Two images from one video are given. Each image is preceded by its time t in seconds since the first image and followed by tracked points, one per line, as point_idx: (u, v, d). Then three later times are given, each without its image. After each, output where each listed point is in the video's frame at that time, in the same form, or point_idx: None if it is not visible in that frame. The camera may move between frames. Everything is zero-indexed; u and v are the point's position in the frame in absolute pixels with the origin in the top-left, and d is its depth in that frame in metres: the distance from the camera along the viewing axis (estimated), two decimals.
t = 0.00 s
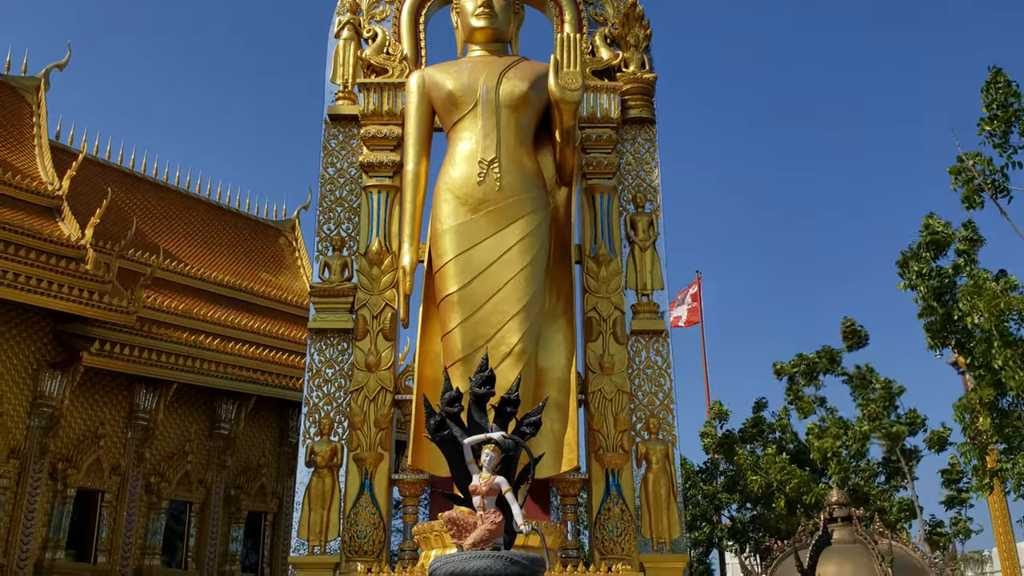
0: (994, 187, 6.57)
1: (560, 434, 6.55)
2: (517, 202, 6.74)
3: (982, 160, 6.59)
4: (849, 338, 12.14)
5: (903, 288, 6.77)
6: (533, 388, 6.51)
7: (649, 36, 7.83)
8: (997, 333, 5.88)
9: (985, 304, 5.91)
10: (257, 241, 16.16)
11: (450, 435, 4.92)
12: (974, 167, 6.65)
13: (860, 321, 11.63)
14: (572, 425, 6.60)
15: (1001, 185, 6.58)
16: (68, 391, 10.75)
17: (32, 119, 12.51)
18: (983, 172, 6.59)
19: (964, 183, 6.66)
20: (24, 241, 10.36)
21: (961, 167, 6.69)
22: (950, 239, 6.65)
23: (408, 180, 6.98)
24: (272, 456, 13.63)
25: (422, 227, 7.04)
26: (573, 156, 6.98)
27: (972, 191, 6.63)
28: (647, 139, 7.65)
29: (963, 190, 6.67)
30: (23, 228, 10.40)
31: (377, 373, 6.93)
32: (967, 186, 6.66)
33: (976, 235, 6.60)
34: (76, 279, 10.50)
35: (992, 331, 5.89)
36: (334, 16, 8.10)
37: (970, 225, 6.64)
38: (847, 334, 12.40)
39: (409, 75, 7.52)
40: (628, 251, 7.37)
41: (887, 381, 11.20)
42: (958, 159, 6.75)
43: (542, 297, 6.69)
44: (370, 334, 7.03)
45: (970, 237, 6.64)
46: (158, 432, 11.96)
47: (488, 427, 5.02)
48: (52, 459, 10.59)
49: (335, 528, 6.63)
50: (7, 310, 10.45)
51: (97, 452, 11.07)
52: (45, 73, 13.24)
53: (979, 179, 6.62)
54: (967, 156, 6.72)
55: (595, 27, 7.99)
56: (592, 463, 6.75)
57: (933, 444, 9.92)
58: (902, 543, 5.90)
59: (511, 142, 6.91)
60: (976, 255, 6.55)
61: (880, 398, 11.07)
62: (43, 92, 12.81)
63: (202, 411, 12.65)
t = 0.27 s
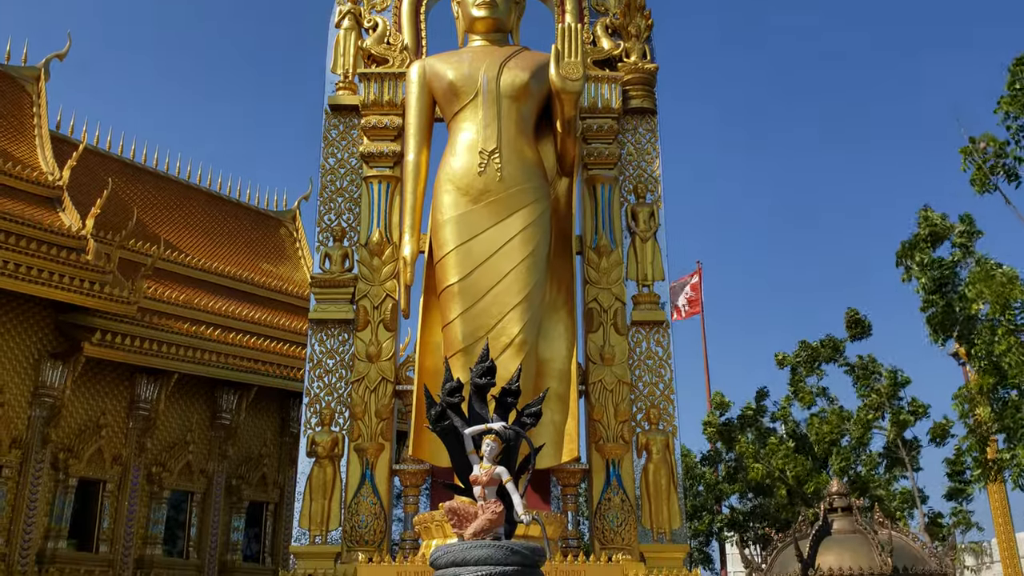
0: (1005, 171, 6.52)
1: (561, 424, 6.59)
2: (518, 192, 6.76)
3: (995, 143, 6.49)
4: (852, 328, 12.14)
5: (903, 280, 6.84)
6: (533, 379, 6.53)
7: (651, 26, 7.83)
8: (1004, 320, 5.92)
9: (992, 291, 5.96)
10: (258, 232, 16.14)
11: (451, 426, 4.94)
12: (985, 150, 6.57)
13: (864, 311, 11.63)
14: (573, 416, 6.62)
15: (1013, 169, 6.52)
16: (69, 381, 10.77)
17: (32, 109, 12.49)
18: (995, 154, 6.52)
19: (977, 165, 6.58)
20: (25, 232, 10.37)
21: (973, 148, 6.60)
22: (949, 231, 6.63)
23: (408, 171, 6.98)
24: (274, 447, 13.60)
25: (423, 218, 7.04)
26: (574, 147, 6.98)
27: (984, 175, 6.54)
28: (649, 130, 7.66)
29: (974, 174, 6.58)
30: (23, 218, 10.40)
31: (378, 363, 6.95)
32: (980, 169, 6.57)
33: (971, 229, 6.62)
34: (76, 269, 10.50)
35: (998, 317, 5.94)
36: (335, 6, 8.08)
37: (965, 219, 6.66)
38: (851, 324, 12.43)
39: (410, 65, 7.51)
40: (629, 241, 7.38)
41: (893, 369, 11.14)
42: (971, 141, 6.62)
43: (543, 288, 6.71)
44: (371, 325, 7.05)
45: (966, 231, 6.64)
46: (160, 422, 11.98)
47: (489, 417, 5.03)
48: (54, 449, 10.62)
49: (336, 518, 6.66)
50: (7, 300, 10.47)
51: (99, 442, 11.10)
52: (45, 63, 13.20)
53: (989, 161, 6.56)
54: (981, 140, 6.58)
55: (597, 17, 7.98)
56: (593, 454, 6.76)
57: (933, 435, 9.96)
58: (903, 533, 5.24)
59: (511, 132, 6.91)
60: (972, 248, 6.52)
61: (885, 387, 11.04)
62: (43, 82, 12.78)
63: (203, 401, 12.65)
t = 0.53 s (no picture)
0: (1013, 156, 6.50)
1: (562, 412, 6.64)
2: (519, 179, 6.76)
3: (1008, 127, 6.49)
4: (858, 313, 12.14)
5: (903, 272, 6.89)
6: (534, 367, 6.55)
7: (652, 13, 7.80)
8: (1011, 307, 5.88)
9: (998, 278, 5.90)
10: (259, 219, 16.11)
11: (453, 413, 4.95)
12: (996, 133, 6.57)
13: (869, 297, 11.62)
14: (573, 404, 6.66)
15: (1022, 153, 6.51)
16: (71, 368, 10.79)
17: (32, 96, 12.46)
18: (1006, 139, 6.49)
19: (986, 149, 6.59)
20: (25, 219, 10.37)
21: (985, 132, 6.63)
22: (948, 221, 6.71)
23: (409, 158, 6.96)
24: (275, 434, 13.56)
25: (423, 205, 7.02)
26: (575, 135, 6.97)
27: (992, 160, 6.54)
28: (650, 117, 7.67)
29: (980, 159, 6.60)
30: (23, 205, 10.40)
31: (379, 351, 6.98)
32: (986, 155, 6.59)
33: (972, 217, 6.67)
34: (76, 257, 10.50)
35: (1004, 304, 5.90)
36: None
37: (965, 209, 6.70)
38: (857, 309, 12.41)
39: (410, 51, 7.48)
40: (629, 229, 7.39)
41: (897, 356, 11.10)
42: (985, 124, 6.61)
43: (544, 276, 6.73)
44: (372, 312, 7.08)
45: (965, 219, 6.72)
46: (161, 409, 12.01)
47: (490, 405, 5.03)
48: (55, 436, 10.67)
49: (337, 505, 6.73)
50: (8, 287, 10.49)
51: (100, 430, 11.13)
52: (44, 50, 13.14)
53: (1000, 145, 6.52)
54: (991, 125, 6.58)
55: (597, 5, 8.04)
56: (593, 441, 6.84)
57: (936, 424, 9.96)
58: (903, 519, 5.21)
59: (512, 119, 6.90)
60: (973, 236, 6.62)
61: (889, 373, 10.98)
62: (43, 69, 12.74)
63: (204, 388, 12.66)
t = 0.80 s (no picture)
0: (1016, 149, 6.50)
1: (561, 403, 6.68)
2: (518, 170, 6.79)
3: (1013, 120, 6.49)
4: (860, 305, 12.15)
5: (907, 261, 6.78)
6: (533, 357, 6.60)
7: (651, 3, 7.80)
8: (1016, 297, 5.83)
9: (1000, 269, 5.89)
10: (258, 209, 16.08)
11: (452, 404, 4.95)
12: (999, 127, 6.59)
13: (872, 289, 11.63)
14: (572, 394, 6.71)
15: None
16: (70, 359, 10.79)
17: (30, 86, 12.42)
18: (1012, 132, 6.54)
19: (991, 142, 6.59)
20: (24, 210, 10.35)
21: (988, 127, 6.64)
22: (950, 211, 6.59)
23: (408, 149, 6.94)
24: (274, 424, 13.55)
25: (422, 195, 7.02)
26: (574, 125, 6.98)
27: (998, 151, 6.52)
28: (650, 107, 7.65)
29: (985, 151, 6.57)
30: (22, 196, 10.39)
31: (378, 342, 7.05)
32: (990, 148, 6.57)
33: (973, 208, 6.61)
34: (75, 248, 10.49)
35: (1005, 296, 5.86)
36: None
37: (967, 200, 6.63)
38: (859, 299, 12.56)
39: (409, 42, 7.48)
40: (629, 220, 7.41)
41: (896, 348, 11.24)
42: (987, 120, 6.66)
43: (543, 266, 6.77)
44: (371, 303, 7.14)
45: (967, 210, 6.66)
46: (161, 400, 12.02)
47: (489, 395, 5.05)
48: (54, 426, 10.69)
49: (337, 495, 6.77)
50: (8, 278, 10.50)
51: (99, 420, 11.14)
52: (42, 40, 13.10)
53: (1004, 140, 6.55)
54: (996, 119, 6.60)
55: None
56: (592, 431, 6.89)
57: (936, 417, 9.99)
58: (901, 509, 5.18)
59: (511, 109, 6.90)
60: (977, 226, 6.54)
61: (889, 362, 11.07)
62: (40, 59, 12.69)
63: (204, 379, 12.67)
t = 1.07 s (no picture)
0: (1014, 141, 6.54)
1: (559, 391, 6.71)
2: (518, 158, 6.81)
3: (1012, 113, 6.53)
4: (857, 295, 12.15)
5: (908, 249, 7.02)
6: (532, 346, 6.65)
7: None
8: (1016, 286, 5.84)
9: (999, 257, 5.91)
10: (258, 196, 16.05)
11: (451, 391, 4.96)
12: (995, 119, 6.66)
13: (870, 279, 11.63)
14: (571, 382, 6.76)
15: None
16: (70, 346, 10.80)
17: (28, 73, 12.37)
18: (1010, 123, 6.57)
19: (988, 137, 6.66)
20: (23, 198, 10.34)
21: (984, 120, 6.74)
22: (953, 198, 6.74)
23: (408, 137, 6.95)
24: (274, 412, 13.55)
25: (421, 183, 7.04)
26: (574, 113, 7.00)
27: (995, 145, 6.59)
28: (649, 95, 7.67)
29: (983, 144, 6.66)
30: (20, 184, 10.38)
31: (378, 330, 7.07)
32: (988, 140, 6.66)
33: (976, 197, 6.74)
34: (75, 236, 10.48)
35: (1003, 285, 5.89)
36: None
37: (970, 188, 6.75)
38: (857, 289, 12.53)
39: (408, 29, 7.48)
40: (628, 207, 7.44)
41: (897, 336, 11.19)
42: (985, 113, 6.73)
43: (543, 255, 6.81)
44: (370, 291, 7.18)
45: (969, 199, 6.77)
46: (161, 387, 12.03)
47: (489, 382, 5.05)
48: (54, 414, 10.71)
49: (336, 483, 6.81)
50: (8, 265, 10.50)
51: (99, 408, 11.16)
52: (39, 27, 13.03)
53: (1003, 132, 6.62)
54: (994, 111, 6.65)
55: None
56: (592, 419, 6.95)
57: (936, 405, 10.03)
58: (899, 497, 5.19)
59: (511, 97, 6.91)
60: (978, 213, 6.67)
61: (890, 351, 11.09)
62: (38, 46, 12.63)
63: (204, 366, 12.68)
